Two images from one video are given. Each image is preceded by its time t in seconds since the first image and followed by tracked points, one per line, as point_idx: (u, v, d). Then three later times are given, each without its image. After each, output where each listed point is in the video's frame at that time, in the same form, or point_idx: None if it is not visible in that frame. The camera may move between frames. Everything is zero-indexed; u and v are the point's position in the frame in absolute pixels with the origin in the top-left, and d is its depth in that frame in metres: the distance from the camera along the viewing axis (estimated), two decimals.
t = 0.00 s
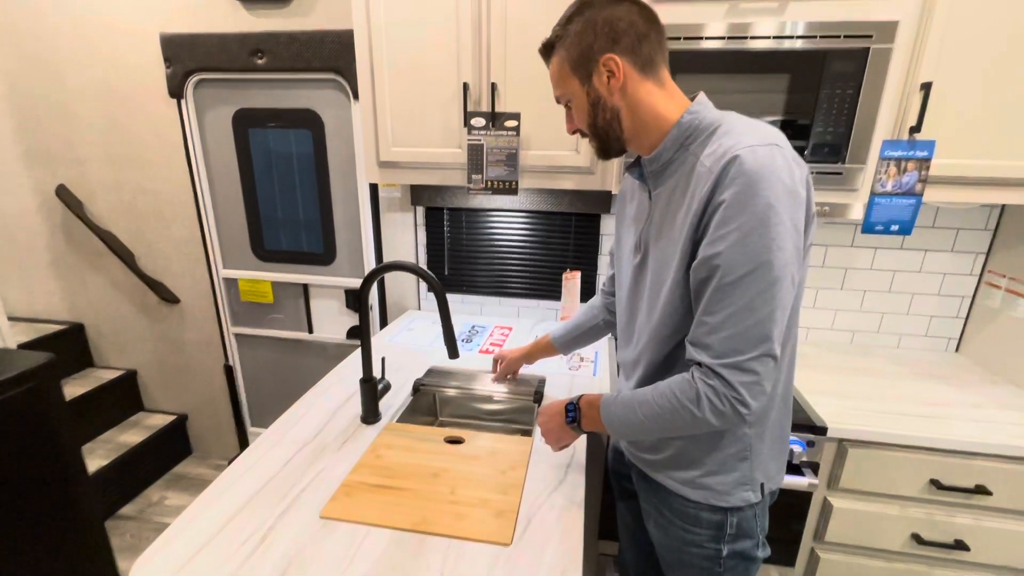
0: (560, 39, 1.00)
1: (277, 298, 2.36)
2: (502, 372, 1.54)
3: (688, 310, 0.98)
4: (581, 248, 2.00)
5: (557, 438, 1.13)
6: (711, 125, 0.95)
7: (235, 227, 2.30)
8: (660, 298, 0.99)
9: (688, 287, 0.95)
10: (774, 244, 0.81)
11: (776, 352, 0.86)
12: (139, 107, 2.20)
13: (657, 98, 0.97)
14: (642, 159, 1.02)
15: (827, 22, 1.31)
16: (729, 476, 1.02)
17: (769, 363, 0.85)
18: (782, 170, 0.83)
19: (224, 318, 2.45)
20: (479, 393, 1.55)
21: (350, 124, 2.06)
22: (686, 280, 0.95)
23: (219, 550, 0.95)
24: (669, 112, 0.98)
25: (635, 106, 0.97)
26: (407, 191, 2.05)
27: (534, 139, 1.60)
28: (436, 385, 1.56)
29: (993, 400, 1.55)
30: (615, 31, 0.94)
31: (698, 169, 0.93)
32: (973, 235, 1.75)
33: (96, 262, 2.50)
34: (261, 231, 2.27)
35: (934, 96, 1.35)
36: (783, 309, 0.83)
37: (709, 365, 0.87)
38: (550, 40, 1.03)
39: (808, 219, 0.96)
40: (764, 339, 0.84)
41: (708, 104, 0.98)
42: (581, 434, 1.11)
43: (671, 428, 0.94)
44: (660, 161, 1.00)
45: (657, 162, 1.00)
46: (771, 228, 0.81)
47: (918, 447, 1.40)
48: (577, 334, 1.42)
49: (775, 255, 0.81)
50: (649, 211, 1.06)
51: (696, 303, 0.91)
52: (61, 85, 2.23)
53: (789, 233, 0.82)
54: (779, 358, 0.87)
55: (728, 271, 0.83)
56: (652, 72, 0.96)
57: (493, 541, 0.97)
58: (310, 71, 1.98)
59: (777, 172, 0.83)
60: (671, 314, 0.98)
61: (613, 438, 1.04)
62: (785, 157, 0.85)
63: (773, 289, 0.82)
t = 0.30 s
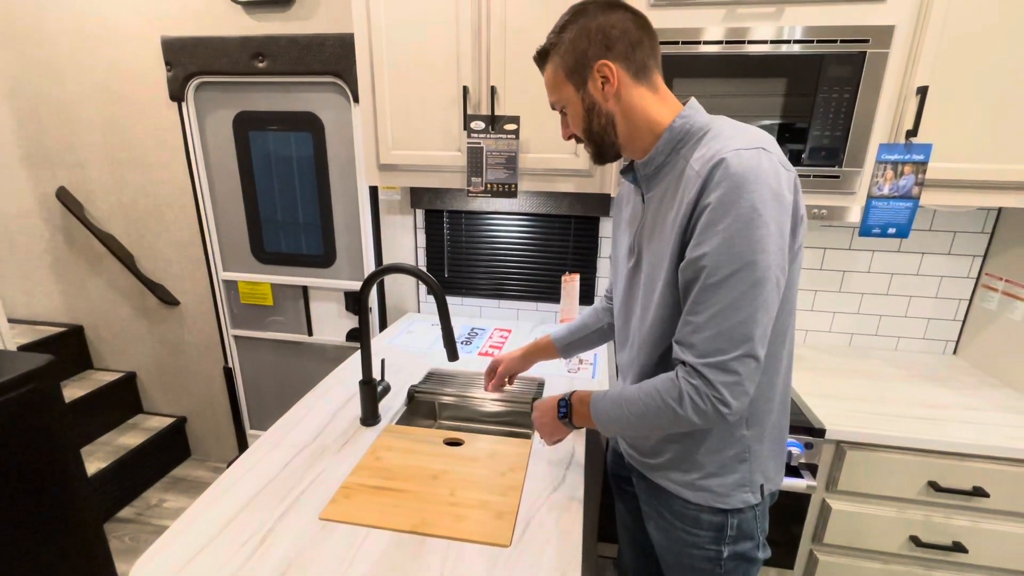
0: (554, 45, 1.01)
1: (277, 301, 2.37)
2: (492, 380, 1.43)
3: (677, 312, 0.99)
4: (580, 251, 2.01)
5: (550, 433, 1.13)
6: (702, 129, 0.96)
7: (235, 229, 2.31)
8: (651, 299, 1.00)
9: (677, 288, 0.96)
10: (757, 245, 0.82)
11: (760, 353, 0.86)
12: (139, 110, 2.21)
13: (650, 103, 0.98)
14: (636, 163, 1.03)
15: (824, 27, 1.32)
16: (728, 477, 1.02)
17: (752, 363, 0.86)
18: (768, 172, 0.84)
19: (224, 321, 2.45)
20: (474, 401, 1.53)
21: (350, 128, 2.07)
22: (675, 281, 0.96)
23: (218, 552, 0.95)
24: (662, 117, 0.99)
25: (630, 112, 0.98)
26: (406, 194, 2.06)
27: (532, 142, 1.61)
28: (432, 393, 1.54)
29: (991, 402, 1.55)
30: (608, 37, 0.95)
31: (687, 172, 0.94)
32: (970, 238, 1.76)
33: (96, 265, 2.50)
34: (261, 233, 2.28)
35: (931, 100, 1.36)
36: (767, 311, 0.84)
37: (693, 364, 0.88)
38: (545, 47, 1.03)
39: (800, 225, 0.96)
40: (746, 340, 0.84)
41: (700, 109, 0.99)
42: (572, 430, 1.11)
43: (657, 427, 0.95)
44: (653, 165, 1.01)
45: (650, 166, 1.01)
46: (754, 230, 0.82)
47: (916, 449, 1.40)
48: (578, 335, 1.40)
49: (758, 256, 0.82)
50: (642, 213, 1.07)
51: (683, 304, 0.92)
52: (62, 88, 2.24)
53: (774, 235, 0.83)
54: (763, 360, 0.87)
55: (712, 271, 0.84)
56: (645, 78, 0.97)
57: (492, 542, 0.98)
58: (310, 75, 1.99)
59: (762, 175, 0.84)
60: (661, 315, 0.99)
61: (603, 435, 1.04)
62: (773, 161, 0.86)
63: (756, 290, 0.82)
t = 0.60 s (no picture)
0: (556, 47, 1.01)
1: (276, 302, 2.37)
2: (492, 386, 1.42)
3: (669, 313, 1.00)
4: (579, 253, 2.02)
5: (542, 426, 1.15)
6: (701, 134, 0.97)
7: (235, 231, 2.31)
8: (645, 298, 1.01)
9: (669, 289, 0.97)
10: (746, 249, 0.83)
11: (742, 357, 0.87)
12: (140, 112, 2.21)
13: (649, 105, 0.99)
14: (634, 165, 1.04)
15: (821, 30, 1.33)
16: (726, 480, 1.03)
17: (734, 366, 0.87)
18: (761, 178, 0.85)
19: (224, 322, 2.45)
20: (473, 404, 1.51)
21: (350, 130, 2.07)
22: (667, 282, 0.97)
23: (218, 553, 0.96)
24: (661, 120, 1.00)
25: (630, 114, 0.99)
26: (406, 196, 2.07)
27: (532, 144, 1.62)
28: (431, 398, 1.52)
29: (988, 404, 1.56)
30: (610, 39, 0.95)
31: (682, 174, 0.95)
32: (967, 240, 1.77)
33: (96, 266, 2.51)
34: (261, 235, 2.28)
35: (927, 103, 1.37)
36: (752, 315, 0.85)
37: (676, 364, 0.90)
38: (546, 48, 1.04)
39: (797, 233, 0.96)
40: (728, 343, 0.85)
41: (699, 114, 0.99)
42: (562, 423, 1.13)
43: (639, 423, 0.96)
44: (650, 167, 1.02)
45: (648, 168, 1.02)
46: (742, 234, 0.82)
47: (913, 451, 1.41)
48: (577, 342, 1.40)
49: (745, 261, 0.83)
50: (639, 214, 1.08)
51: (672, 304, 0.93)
52: (63, 90, 2.24)
53: (764, 241, 0.83)
54: (746, 363, 0.88)
55: (700, 273, 0.85)
56: (645, 81, 0.98)
57: (492, 543, 0.98)
58: (311, 77, 2.00)
59: (755, 181, 0.84)
60: (652, 314, 1.01)
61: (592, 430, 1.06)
62: (768, 167, 0.86)
63: (741, 295, 0.84)
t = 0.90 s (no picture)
0: (555, 48, 1.02)
1: (276, 303, 2.37)
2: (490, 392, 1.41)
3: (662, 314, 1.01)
4: (579, 254, 2.02)
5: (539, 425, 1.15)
6: (697, 138, 0.98)
7: (235, 232, 2.31)
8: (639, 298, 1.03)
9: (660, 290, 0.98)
10: (732, 255, 0.83)
11: (726, 360, 0.88)
12: (139, 113, 2.21)
13: (648, 107, 1.00)
14: (632, 167, 1.05)
15: (820, 32, 1.33)
16: (722, 481, 1.04)
17: (717, 368, 0.88)
18: (752, 185, 0.85)
19: (223, 323, 2.45)
20: (471, 405, 1.50)
21: (350, 131, 2.07)
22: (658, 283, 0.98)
23: (217, 554, 0.96)
24: (660, 121, 1.01)
25: (629, 115, 0.99)
26: (406, 197, 2.07)
27: (531, 145, 1.62)
28: (429, 399, 1.51)
29: (987, 405, 1.56)
30: (609, 41, 0.96)
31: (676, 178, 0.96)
32: (966, 241, 1.77)
33: (95, 267, 2.50)
34: (260, 236, 2.29)
35: (925, 105, 1.38)
36: (737, 319, 0.86)
37: (661, 365, 0.91)
38: (545, 50, 1.04)
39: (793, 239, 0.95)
40: (711, 345, 0.87)
41: (698, 118, 1.00)
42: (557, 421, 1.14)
43: (625, 421, 0.99)
44: (648, 171, 1.04)
45: (646, 171, 1.04)
46: (728, 239, 0.83)
47: (912, 451, 1.41)
48: (577, 341, 1.40)
49: (730, 266, 0.84)
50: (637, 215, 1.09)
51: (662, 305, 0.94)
52: (63, 91, 2.25)
53: (750, 246, 0.84)
54: (730, 366, 0.89)
55: (686, 276, 0.86)
56: (644, 82, 0.99)
57: (491, 543, 0.98)
58: (310, 78, 2.00)
59: (745, 187, 0.85)
60: (645, 314, 1.02)
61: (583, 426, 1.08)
62: (760, 173, 0.87)
63: (725, 298, 0.85)
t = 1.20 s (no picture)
0: (549, 52, 1.01)
1: (275, 303, 2.37)
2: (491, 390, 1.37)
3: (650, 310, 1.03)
4: (578, 254, 2.02)
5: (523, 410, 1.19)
6: (692, 140, 0.98)
7: (234, 232, 2.31)
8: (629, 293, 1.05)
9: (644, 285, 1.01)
10: (706, 258, 0.84)
11: (693, 359, 0.90)
12: (139, 112, 2.21)
13: (644, 108, 1.00)
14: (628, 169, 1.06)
15: (819, 32, 1.33)
16: (719, 481, 1.04)
17: (684, 365, 0.90)
18: (734, 190, 0.85)
19: (222, 323, 2.45)
20: (470, 408, 1.47)
21: (350, 131, 2.07)
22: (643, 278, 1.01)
23: (216, 554, 0.96)
24: (655, 123, 1.01)
25: (625, 117, 0.99)
26: (405, 197, 2.07)
27: (531, 145, 1.62)
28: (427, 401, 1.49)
29: (986, 405, 1.56)
30: (603, 43, 0.96)
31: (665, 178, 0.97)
32: (965, 241, 1.77)
33: (94, 267, 2.50)
34: (260, 236, 2.29)
35: (924, 105, 1.38)
36: (707, 321, 0.87)
37: (630, 356, 0.94)
38: (539, 54, 1.04)
39: (784, 244, 0.95)
40: (678, 343, 0.89)
41: (698, 121, 1.00)
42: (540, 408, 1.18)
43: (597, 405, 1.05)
44: (642, 172, 1.04)
45: (640, 173, 1.04)
46: (700, 242, 0.85)
47: (912, 451, 1.41)
48: (581, 341, 1.39)
49: (701, 268, 0.85)
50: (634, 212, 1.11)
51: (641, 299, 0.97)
52: (62, 91, 2.24)
53: (725, 251, 0.84)
54: (696, 365, 0.91)
55: (660, 274, 0.89)
56: (640, 84, 0.98)
57: (490, 543, 0.98)
58: (310, 78, 2.00)
59: (725, 192, 0.85)
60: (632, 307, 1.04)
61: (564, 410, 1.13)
62: (744, 179, 0.86)
63: (695, 299, 0.86)
